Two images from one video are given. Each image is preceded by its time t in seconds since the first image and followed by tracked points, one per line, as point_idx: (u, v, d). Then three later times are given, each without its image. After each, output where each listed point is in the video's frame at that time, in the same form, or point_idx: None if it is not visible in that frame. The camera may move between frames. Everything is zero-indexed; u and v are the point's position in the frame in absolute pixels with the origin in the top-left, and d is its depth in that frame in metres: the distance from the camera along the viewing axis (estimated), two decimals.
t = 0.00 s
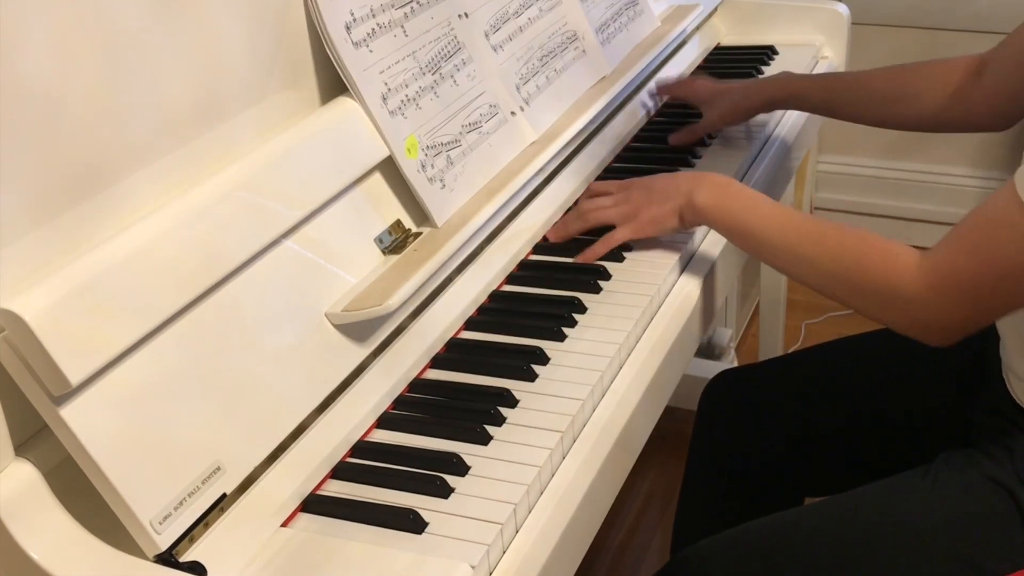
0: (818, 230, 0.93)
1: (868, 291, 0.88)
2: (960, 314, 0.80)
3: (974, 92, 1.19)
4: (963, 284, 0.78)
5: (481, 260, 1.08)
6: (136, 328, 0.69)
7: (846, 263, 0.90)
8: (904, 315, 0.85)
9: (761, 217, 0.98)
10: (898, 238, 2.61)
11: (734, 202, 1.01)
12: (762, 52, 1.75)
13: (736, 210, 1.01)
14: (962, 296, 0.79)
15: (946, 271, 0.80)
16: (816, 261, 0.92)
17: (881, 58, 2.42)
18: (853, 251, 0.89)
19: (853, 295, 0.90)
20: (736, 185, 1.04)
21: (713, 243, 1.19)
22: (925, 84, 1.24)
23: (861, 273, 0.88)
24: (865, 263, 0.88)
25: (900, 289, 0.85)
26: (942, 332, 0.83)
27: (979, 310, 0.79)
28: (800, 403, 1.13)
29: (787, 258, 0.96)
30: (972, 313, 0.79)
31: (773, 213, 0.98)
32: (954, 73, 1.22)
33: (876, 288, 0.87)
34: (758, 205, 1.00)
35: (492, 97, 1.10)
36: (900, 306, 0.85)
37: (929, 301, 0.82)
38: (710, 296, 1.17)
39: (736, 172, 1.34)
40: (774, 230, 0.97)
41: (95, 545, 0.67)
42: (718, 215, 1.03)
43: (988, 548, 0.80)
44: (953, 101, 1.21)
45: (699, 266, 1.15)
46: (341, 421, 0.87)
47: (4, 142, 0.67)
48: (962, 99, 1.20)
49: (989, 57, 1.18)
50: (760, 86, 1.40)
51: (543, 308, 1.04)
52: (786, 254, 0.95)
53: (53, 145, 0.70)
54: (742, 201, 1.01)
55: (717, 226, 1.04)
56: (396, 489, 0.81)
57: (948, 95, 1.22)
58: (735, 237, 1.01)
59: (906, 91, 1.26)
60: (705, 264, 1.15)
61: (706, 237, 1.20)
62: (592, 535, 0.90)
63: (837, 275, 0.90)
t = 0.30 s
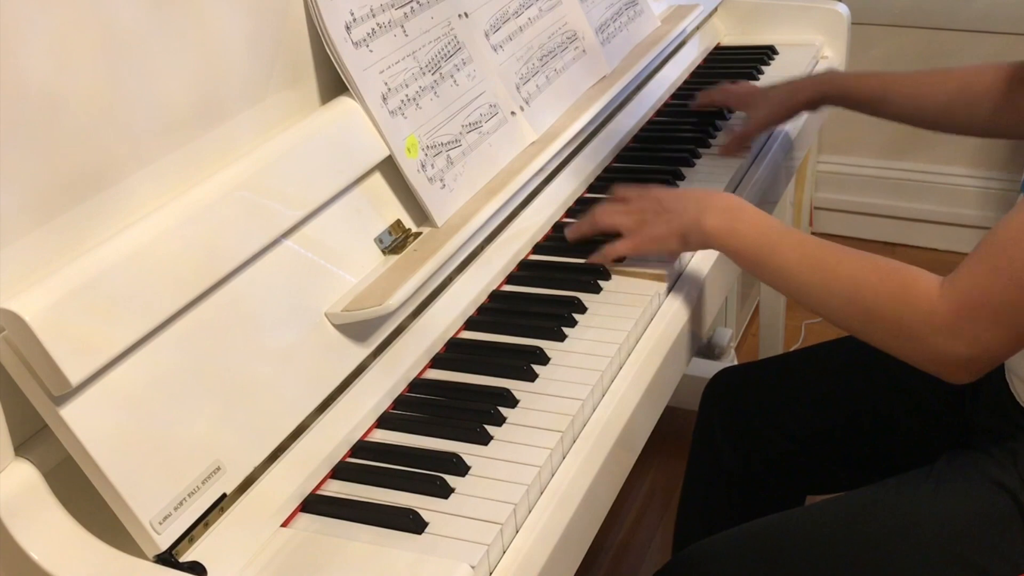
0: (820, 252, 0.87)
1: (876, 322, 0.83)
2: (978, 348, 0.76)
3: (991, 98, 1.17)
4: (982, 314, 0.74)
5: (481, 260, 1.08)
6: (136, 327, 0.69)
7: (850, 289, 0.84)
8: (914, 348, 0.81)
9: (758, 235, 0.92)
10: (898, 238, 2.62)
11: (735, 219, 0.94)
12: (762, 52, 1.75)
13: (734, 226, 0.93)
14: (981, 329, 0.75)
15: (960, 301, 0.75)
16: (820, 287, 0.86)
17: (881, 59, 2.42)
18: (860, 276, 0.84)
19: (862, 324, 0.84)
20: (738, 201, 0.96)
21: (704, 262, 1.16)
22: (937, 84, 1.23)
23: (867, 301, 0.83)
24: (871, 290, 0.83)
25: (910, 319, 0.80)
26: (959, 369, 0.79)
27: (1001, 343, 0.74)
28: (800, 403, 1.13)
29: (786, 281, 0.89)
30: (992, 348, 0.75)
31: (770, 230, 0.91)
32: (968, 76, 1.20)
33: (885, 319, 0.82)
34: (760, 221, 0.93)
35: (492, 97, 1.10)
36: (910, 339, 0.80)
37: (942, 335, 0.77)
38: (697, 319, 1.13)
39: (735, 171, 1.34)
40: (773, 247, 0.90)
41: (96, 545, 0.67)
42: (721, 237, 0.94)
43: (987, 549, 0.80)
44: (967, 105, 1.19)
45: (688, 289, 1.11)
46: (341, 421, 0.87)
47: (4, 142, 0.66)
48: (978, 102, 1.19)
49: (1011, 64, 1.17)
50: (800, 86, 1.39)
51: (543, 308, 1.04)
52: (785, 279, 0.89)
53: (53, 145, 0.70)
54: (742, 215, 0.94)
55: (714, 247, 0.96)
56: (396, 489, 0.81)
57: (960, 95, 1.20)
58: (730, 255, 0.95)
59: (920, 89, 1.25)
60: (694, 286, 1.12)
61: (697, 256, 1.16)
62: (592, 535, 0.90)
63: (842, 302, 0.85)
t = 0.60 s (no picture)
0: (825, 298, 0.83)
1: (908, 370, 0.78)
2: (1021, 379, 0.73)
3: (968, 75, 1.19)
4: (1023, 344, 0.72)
5: (481, 260, 1.08)
6: (136, 327, 0.69)
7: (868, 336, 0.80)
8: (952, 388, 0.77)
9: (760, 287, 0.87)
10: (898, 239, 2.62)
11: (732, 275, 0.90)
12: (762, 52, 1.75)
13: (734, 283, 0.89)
14: None
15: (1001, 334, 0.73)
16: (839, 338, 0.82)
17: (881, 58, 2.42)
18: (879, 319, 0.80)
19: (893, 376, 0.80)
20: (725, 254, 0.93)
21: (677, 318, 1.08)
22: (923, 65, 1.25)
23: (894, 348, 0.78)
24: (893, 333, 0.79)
25: (946, 360, 0.76)
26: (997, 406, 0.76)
27: None
28: (799, 403, 1.13)
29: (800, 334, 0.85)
30: None
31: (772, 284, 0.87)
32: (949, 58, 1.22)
33: (917, 365, 0.78)
34: (753, 273, 0.89)
35: (493, 97, 1.10)
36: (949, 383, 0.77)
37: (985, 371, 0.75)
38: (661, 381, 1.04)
39: (734, 170, 1.33)
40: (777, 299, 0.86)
41: (95, 546, 0.67)
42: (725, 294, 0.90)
43: (987, 549, 0.79)
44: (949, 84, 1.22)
45: (654, 350, 1.01)
46: (341, 421, 0.87)
47: (4, 141, 0.66)
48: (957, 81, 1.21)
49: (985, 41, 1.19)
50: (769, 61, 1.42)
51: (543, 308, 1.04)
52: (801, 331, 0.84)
53: (53, 145, 0.70)
54: (737, 271, 0.90)
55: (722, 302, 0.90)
56: (397, 489, 0.81)
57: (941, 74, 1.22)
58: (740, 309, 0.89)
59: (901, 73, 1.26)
60: (661, 346, 1.02)
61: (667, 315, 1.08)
62: (593, 536, 0.90)
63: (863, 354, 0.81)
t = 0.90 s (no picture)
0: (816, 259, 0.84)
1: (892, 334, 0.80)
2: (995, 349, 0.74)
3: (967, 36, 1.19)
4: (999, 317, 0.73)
5: (481, 260, 1.08)
6: (136, 328, 0.69)
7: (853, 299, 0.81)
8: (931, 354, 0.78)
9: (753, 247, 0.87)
10: (898, 239, 2.61)
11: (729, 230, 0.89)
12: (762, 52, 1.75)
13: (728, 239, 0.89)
14: (1001, 332, 0.73)
15: (976, 306, 0.74)
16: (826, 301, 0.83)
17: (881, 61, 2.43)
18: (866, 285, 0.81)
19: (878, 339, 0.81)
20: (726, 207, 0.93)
21: (695, 277, 1.12)
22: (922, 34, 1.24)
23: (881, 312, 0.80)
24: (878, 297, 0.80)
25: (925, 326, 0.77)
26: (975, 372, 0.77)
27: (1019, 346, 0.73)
28: (799, 404, 1.13)
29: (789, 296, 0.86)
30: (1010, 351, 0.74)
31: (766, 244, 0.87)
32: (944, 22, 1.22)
33: (900, 330, 0.79)
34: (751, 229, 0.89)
35: (493, 97, 1.10)
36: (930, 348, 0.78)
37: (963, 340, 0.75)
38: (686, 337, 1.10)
39: (734, 169, 1.33)
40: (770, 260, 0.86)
41: (95, 546, 0.67)
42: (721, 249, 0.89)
43: (987, 548, 0.79)
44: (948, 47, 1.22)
45: (675, 312, 1.07)
46: (341, 421, 0.87)
47: (4, 141, 0.66)
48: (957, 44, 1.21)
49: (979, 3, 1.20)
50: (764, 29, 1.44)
51: (543, 308, 1.04)
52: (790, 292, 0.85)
53: (53, 144, 0.70)
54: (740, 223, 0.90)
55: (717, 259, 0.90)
56: (396, 489, 0.81)
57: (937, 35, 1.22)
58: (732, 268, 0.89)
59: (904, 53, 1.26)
60: (679, 305, 1.07)
61: (685, 275, 1.12)
62: (593, 536, 0.90)
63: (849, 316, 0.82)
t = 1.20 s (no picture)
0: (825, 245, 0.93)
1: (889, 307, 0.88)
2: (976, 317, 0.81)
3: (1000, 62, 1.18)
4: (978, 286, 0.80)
5: (481, 260, 1.08)
6: (136, 328, 0.69)
7: (857, 278, 0.90)
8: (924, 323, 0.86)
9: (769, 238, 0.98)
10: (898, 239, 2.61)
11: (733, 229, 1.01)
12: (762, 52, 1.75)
13: (735, 233, 1.01)
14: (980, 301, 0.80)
15: (958, 277, 0.81)
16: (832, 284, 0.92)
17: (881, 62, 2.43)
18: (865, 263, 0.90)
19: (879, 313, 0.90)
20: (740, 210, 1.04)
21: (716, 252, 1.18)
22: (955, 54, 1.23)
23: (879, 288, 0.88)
24: (876, 275, 0.89)
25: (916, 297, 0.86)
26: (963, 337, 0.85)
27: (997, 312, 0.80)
28: (798, 404, 1.13)
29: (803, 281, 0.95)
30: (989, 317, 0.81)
31: (779, 235, 0.97)
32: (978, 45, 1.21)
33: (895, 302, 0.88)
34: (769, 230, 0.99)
35: (493, 97, 1.10)
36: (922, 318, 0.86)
37: (949, 309, 0.83)
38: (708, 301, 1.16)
39: (734, 170, 1.33)
40: (787, 249, 0.96)
41: (96, 545, 0.67)
42: (721, 242, 1.02)
43: (987, 548, 0.79)
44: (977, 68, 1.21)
45: (695, 274, 1.13)
46: (341, 421, 0.87)
47: (4, 142, 0.66)
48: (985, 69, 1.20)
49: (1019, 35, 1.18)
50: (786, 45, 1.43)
51: (543, 308, 1.04)
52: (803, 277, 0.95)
53: (53, 144, 0.70)
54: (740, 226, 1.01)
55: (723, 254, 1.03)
56: (396, 489, 0.81)
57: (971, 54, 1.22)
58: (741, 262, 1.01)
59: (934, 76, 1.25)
60: (701, 271, 1.14)
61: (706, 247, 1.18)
62: (593, 535, 0.90)
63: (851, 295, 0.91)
